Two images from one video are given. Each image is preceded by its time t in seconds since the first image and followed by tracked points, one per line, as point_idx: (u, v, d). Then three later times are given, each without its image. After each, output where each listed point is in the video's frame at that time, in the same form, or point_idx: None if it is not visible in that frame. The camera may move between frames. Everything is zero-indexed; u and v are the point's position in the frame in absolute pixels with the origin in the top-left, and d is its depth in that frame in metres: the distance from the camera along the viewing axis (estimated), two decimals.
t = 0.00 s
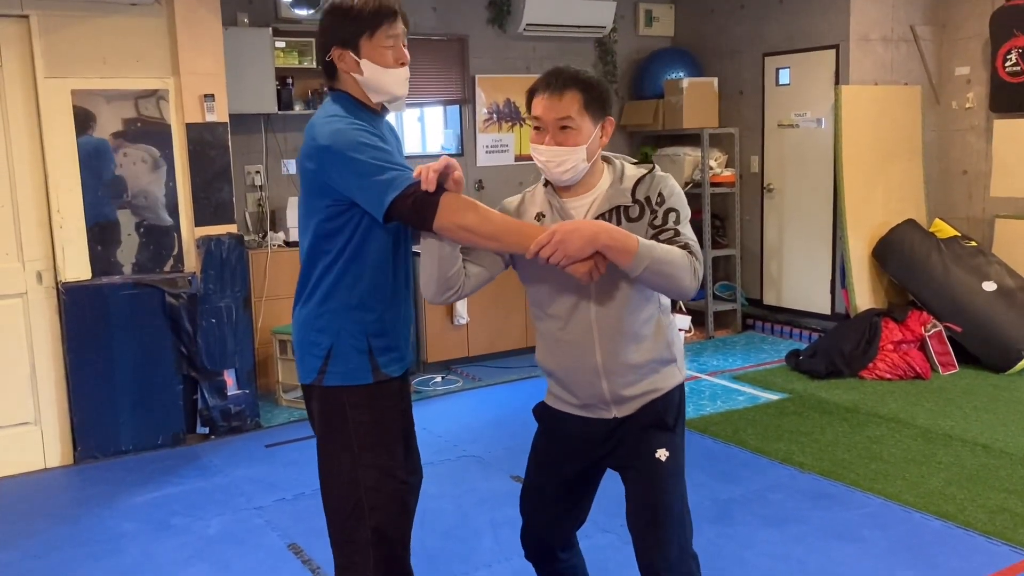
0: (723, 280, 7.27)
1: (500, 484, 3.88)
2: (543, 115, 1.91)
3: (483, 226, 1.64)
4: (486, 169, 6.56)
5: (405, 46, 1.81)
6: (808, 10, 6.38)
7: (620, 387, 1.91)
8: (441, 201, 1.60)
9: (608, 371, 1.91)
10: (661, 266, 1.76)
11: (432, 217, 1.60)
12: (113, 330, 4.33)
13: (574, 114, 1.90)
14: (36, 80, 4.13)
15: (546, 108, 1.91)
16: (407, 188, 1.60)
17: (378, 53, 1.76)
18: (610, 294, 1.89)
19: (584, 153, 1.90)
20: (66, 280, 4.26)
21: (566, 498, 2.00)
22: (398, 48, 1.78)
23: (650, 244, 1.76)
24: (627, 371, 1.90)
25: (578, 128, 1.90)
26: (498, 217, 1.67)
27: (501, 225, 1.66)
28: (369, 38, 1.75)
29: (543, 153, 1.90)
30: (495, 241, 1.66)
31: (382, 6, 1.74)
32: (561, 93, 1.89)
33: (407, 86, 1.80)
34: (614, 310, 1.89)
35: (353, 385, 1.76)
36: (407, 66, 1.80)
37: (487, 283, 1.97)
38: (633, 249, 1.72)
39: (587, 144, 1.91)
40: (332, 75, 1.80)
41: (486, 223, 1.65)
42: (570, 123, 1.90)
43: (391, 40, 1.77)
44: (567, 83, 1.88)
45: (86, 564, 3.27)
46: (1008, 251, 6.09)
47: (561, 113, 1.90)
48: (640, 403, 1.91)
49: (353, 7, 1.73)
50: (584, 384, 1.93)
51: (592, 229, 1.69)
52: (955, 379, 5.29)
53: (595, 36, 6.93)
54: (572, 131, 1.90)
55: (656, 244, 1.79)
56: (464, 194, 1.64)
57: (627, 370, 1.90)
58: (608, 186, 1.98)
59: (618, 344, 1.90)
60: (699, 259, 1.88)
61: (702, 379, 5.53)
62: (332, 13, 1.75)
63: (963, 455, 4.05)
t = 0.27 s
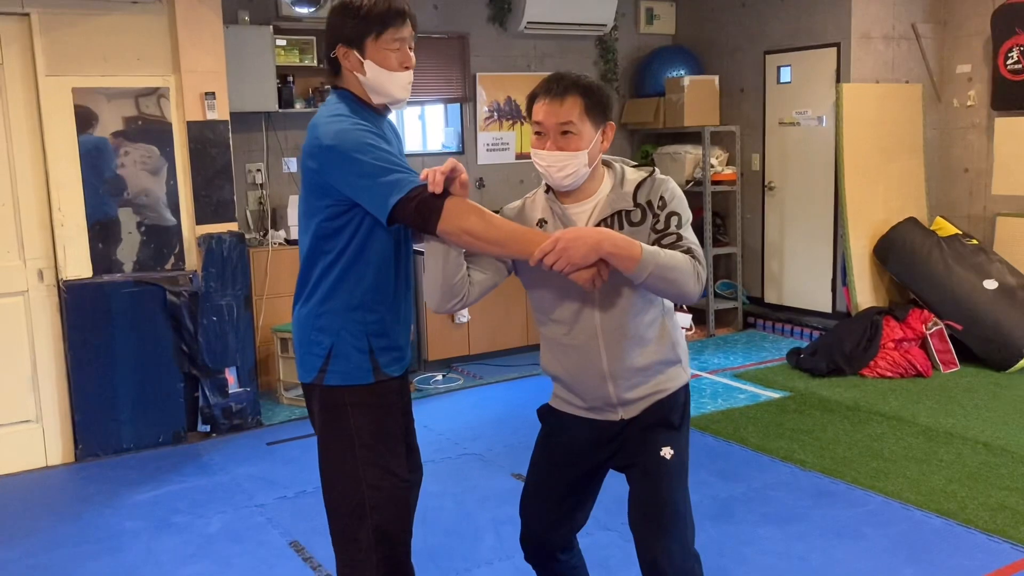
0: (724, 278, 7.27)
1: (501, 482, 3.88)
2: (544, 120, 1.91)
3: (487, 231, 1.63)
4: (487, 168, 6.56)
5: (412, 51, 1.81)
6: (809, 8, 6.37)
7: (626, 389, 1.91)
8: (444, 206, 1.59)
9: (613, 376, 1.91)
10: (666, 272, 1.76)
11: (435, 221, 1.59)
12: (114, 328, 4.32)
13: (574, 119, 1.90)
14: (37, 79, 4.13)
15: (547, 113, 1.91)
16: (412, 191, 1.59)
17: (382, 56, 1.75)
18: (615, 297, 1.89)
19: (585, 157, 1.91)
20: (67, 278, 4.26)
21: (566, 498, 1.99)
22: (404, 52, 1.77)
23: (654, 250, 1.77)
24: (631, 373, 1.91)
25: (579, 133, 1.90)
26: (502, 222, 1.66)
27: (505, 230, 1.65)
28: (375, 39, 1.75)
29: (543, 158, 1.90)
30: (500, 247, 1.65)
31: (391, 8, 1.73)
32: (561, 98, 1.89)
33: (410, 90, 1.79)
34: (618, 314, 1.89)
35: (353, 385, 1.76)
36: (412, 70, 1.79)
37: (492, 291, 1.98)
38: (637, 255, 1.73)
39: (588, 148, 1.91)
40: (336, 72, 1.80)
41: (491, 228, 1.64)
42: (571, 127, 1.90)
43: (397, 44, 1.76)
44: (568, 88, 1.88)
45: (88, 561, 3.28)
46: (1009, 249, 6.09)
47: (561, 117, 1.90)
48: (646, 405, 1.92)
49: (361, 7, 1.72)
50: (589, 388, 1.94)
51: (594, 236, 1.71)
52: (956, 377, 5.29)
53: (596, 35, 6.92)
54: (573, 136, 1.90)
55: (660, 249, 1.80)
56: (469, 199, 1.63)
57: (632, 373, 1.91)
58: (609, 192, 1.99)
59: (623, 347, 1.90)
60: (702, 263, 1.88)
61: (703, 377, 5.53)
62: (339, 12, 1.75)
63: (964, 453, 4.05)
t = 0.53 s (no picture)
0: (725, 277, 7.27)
1: (502, 480, 3.89)
2: (544, 122, 1.92)
3: (489, 231, 1.63)
4: (488, 166, 6.56)
5: (416, 50, 1.81)
6: (810, 6, 6.37)
7: (632, 389, 1.91)
8: (446, 207, 1.58)
9: (619, 375, 1.91)
10: (668, 272, 1.76)
11: (436, 221, 1.58)
12: (115, 325, 4.32)
13: (574, 120, 1.90)
14: (39, 76, 4.13)
15: (547, 114, 1.91)
16: (413, 189, 1.59)
17: (385, 55, 1.75)
18: (618, 297, 1.89)
19: (586, 158, 1.90)
20: (68, 276, 4.26)
21: (569, 497, 1.98)
22: (407, 51, 1.77)
23: (657, 251, 1.77)
24: (637, 372, 1.91)
25: (579, 134, 1.90)
26: (504, 223, 1.66)
27: (509, 231, 1.66)
28: (379, 38, 1.75)
29: (544, 159, 1.90)
30: (503, 248, 1.65)
31: (396, 6, 1.72)
32: (562, 100, 1.89)
33: (413, 89, 1.78)
34: (623, 314, 1.89)
35: (354, 383, 1.76)
36: (415, 70, 1.79)
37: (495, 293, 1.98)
38: (639, 256, 1.73)
39: (589, 149, 1.91)
40: (340, 70, 1.80)
41: (493, 229, 1.64)
42: (571, 128, 1.90)
43: (401, 42, 1.76)
44: (568, 90, 1.88)
45: (90, 559, 3.28)
46: (1010, 247, 6.09)
47: (561, 118, 1.90)
48: (652, 403, 1.92)
49: (366, 5, 1.72)
50: (595, 388, 1.94)
51: (596, 238, 1.71)
52: (958, 376, 5.29)
53: (597, 33, 6.92)
54: (573, 137, 1.90)
55: (663, 249, 1.80)
56: (471, 199, 1.63)
57: (637, 372, 1.91)
58: (609, 193, 1.99)
59: (628, 347, 1.90)
60: (704, 261, 1.88)
61: (704, 375, 5.53)
62: (343, 10, 1.75)
63: (965, 451, 4.05)
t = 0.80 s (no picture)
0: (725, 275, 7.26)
1: (503, 478, 3.88)
2: (547, 114, 1.91)
3: (492, 228, 1.64)
4: (489, 164, 6.55)
5: (417, 48, 1.81)
6: (811, 4, 6.36)
7: (631, 386, 1.91)
8: (447, 203, 1.59)
9: (617, 371, 1.91)
10: (671, 268, 1.76)
11: (439, 217, 1.59)
12: (115, 324, 4.32)
13: (576, 113, 1.89)
14: (39, 75, 4.13)
15: (550, 108, 1.91)
16: (415, 186, 1.59)
17: (386, 53, 1.75)
18: (619, 293, 1.89)
19: (587, 152, 1.90)
20: (68, 274, 4.26)
21: (568, 495, 1.98)
22: (408, 49, 1.77)
23: (659, 246, 1.76)
24: (636, 369, 1.90)
25: (581, 128, 1.89)
26: (507, 220, 1.66)
27: (511, 228, 1.66)
28: (380, 35, 1.74)
29: (546, 152, 1.90)
30: (505, 245, 1.65)
31: (397, 5, 1.72)
32: (565, 93, 1.89)
33: (413, 87, 1.78)
34: (622, 311, 1.89)
35: (355, 382, 1.76)
36: (416, 68, 1.79)
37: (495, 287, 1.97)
38: (641, 251, 1.72)
39: (591, 143, 1.91)
40: (341, 68, 1.80)
41: (495, 226, 1.64)
42: (573, 122, 1.89)
43: (402, 40, 1.76)
44: (571, 84, 1.88)
45: (90, 557, 3.28)
46: (1011, 246, 6.08)
47: (564, 112, 1.89)
48: (650, 401, 1.92)
49: (367, 5, 1.72)
50: (592, 384, 1.94)
51: (598, 233, 1.69)
52: (959, 374, 5.28)
53: (598, 31, 6.91)
54: (575, 130, 1.89)
55: (665, 245, 1.79)
56: (472, 196, 1.63)
57: (635, 369, 1.91)
58: (611, 188, 1.98)
59: (628, 344, 1.90)
60: (706, 258, 1.88)
61: (704, 374, 5.53)
62: (345, 8, 1.75)
63: (966, 450, 4.04)
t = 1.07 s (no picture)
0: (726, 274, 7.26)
1: (503, 477, 3.88)
2: (556, 87, 1.94)
3: (489, 220, 1.63)
4: (490, 162, 6.55)
5: (414, 46, 1.80)
6: (812, 3, 6.35)
7: (616, 373, 1.90)
8: (446, 194, 1.59)
9: (603, 358, 1.91)
10: (669, 258, 1.72)
11: (437, 208, 1.59)
12: (116, 322, 4.32)
13: (583, 86, 1.92)
14: (40, 73, 4.13)
15: (560, 80, 1.94)
16: (410, 180, 1.59)
17: (383, 49, 1.75)
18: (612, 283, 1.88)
19: (593, 126, 1.91)
20: (70, 272, 4.26)
21: (570, 487, 2.00)
22: (405, 47, 1.77)
23: (657, 236, 1.73)
24: (623, 358, 1.89)
25: (588, 101, 1.91)
26: (506, 211, 1.65)
27: (508, 219, 1.65)
28: (377, 33, 1.74)
29: (552, 124, 1.92)
30: (502, 236, 1.64)
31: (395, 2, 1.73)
32: (574, 65, 1.91)
33: (411, 85, 1.79)
34: (612, 299, 1.89)
35: (355, 379, 1.76)
36: (413, 65, 1.79)
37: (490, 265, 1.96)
38: (639, 240, 1.69)
39: (597, 117, 1.91)
40: (338, 64, 1.79)
41: (493, 218, 1.63)
42: (580, 95, 1.91)
43: (400, 37, 1.76)
44: (581, 57, 1.91)
45: (90, 555, 3.28)
46: (1011, 245, 6.08)
47: (573, 84, 1.92)
48: (635, 393, 1.90)
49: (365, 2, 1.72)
50: (580, 370, 1.94)
51: (595, 222, 1.67)
52: (960, 373, 5.28)
53: (599, 29, 6.90)
54: (582, 103, 1.91)
55: (664, 234, 1.75)
56: (468, 188, 1.63)
57: (623, 358, 1.90)
58: (620, 168, 1.98)
59: (616, 331, 1.90)
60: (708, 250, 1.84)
61: (705, 373, 5.53)
62: (343, 5, 1.75)
63: (967, 449, 4.04)
